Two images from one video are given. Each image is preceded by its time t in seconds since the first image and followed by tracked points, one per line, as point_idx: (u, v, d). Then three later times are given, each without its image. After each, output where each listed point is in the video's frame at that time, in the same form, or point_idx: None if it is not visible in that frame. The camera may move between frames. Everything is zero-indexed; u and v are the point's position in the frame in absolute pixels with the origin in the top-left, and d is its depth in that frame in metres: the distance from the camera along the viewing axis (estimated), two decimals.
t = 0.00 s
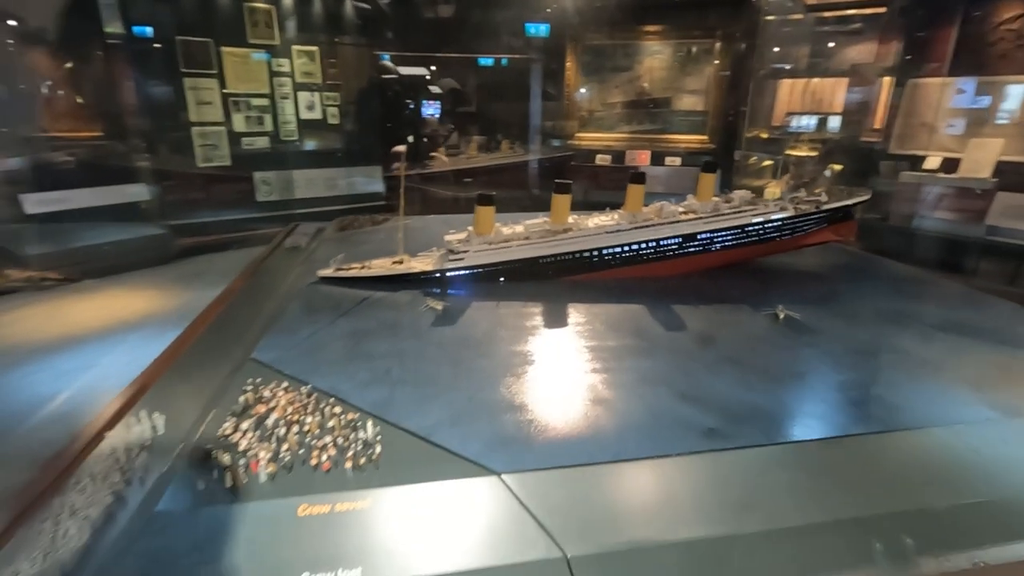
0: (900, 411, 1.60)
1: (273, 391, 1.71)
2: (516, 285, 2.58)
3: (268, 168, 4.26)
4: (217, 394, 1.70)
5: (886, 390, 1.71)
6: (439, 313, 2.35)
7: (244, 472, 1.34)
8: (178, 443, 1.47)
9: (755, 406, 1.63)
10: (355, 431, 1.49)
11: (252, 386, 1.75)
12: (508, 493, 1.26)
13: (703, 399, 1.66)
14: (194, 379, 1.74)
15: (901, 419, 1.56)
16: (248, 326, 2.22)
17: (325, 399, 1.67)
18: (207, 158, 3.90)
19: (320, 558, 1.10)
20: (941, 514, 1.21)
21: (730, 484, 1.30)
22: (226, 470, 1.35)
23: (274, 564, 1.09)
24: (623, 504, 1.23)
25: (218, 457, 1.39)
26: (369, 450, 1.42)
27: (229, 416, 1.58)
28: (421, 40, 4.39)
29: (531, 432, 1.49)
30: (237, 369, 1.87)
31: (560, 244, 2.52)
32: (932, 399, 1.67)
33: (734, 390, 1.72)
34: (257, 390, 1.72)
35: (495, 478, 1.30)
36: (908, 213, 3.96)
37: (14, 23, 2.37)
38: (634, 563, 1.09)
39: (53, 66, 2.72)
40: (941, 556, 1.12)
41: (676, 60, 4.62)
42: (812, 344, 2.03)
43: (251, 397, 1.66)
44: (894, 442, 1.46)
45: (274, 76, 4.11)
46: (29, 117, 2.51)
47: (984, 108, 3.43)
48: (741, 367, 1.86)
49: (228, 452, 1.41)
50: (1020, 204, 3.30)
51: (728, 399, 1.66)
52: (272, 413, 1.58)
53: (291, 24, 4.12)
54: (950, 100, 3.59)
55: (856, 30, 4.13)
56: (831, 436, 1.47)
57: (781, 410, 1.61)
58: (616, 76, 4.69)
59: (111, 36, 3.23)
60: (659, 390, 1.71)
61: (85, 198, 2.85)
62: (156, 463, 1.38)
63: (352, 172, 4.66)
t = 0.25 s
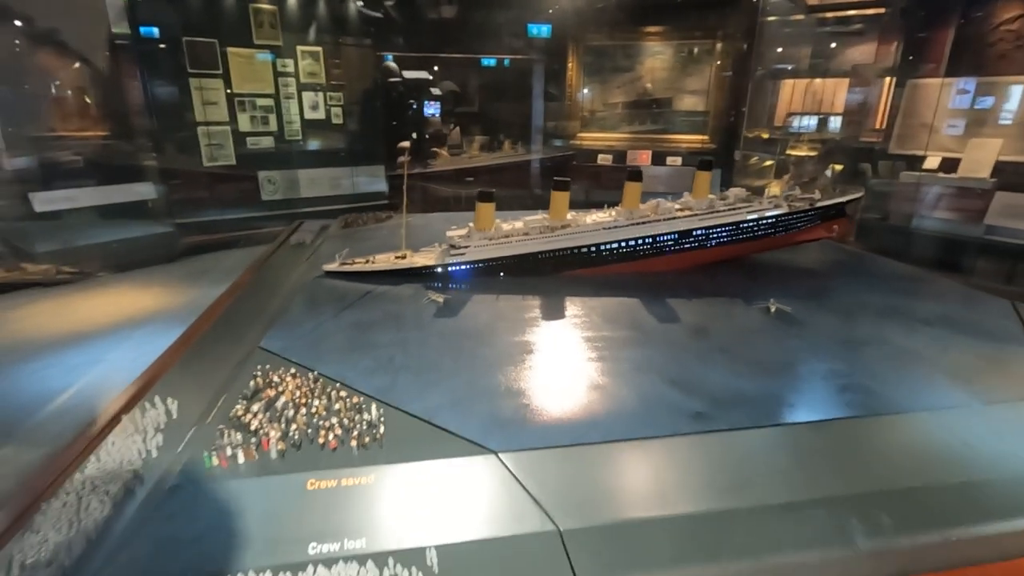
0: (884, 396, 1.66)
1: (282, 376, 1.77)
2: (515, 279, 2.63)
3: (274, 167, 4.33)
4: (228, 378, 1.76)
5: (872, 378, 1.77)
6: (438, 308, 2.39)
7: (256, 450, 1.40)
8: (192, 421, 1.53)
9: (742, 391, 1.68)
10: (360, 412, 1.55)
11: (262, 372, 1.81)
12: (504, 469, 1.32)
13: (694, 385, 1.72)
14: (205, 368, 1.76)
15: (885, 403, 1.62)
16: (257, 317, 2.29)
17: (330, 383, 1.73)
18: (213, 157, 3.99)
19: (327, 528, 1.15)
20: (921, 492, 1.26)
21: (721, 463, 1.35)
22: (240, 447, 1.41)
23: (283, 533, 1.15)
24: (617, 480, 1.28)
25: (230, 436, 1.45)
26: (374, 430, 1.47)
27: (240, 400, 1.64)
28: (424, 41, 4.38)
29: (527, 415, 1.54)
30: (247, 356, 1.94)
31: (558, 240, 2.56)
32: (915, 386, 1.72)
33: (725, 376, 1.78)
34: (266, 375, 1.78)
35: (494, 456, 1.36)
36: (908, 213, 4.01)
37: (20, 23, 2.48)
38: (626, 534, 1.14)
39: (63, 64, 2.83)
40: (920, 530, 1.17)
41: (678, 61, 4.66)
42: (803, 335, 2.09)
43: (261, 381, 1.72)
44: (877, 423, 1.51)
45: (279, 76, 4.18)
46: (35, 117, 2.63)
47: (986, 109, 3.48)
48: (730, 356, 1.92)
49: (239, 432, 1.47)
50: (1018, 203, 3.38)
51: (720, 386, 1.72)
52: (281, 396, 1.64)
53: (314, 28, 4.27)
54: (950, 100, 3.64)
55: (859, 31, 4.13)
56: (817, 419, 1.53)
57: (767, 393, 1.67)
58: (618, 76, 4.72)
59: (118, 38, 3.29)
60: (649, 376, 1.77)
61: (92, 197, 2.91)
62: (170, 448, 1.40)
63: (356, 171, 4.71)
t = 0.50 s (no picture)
0: (870, 386, 1.71)
1: (288, 368, 1.81)
2: (514, 277, 2.68)
3: (275, 168, 4.38)
4: (235, 371, 1.80)
5: (858, 370, 1.82)
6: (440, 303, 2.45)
7: (265, 435, 1.44)
8: (202, 412, 1.56)
9: (731, 381, 1.74)
10: (364, 401, 1.60)
11: (269, 364, 1.85)
12: (501, 453, 1.37)
13: (686, 377, 1.78)
14: (210, 360, 1.89)
15: (871, 392, 1.67)
16: (262, 313, 2.34)
17: (334, 375, 1.78)
18: (216, 158, 4.03)
19: (332, 510, 1.20)
20: (902, 476, 1.31)
21: (713, 449, 1.40)
22: (249, 433, 1.45)
23: (291, 513, 1.20)
24: (610, 464, 1.33)
25: (240, 423, 1.49)
26: (377, 417, 1.52)
27: (249, 390, 1.67)
28: (425, 42, 4.33)
29: (523, 403, 1.60)
30: (253, 349, 1.98)
31: (556, 239, 2.62)
32: (898, 378, 1.77)
33: (715, 368, 1.83)
34: (272, 367, 1.82)
35: (491, 443, 1.41)
36: (906, 212, 4.10)
37: (24, 26, 2.46)
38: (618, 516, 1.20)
39: (67, 67, 2.80)
40: (898, 515, 1.22)
41: (677, 62, 4.67)
42: (794, 330, 2.14)
43: (268, 372, 1.76)
44: (863, 411, 1.56)
45: (281, 78, 4.24)
46: (38, 119, 2.61)
47: (985, 109, 3.52)
48: (720, 349, 1.98)
49: (249, 418, 1.51)
50: (1015, 203, 3.42)
51: (712, 378, 1.76)
52: (287, 386, 1.69)
53: (326, 32, 4.34)
54: (949, 101, 3.70)
55: (858, 32, 4.18)
56: (804, 408, 1.58)
57: (755, 384, 1.73)
58: (618, 77, 4.70)
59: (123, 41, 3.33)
60: (642, 368, 1.82)
61: (98, 199, 2.97)
62: (181, 433, 1.47)
63: (358, 171, 4.76)
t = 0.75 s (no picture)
0: (858, 380, 1.76)
1: (293, 360, 1.86)
2: (513, 275, 2.72)
3: (276, 168, 4.41)
4: (241, 364, 1.86)
5: (849, 365, 1.87)
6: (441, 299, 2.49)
7: (271, 424, 1.49)
8: (210, 402, 1.62)
9: (722, 375, 1.79)
10: (367, 392, 1.65)
11: (275, 356, 1.90)
12: (499, 442, 1.42)
13: (679, 371, 1.83)
14: (215, 354, 1.94)
15: (859, 386, 1.72)
16: (266, 308, 2.40)
17: (339, 367, 1.83)
18: (218, 158, 4.06)
19: (336, 495, 1.23)
20: (889, 464, 1.35)
21: (706, 440, 1.44)
22: (256, 421, 1.50)
23: (299, 499, 1.23)
24: (607, 455, 1.37)
25: (247, 412, 1.54)
26: (379, 407, 1.57)
27: (256, 380, 1.73)
28: (426, 44, 4.33)
29: (521, 395, 1.65)
30: (259, 342, 2.03)
31: (554, 237, 2.66)
32: (886, 373, 1.82)
33: (707, 362, 1.89)
34: (278, 359, 1.87)
35: (490, 431, 1.46)
36: (903, 212, 4.16)
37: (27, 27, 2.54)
38: (613, 501, 1.23)
39: (72, 66, 2.86)
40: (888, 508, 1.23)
41: (677, 64, 4.69)
42: (787, 327, 2.19)
43: (275, 364, 1.81)
44: (851, 403, 1.61)
45: (283, 79, 4.25)
46: (44, 119, 2.70)
47: (984, 110, 3.54)
48: (713, 345, 2.03)
49: (255, 408, 1.56)
50: (1012, 203, 3.43)
51: (704, 371, 1.83)
52: (293, 377, 1.73)
53: (332, 36, 4.34)
54: (947, 101, 3.72)
55: (857, 33, 4.25)
56: (793, 400, 1.63)
57: (745, 377, 1.78)
58: (618, 78, 4.73)
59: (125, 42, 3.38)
60: (637, 362, 1.88)
61: (103, 196, 3.05)
62: (190, 423, 1.52)
63: (359, 172, 4.79)
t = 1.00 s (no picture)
0: (851, 374, 1.81)
1: (299, 353, 1.91)
2: (514, 272, 2.75)
3: (277, 169, 4.41)
4: (248, 358, 1.92)
5: (842, 361, 1.91)
6: (444, 295, 2.52)
7: (279, 414, 1.55)
8: (220, 394, 1.68)
9: (716, 370, 1.85)
10: (372, 383, 1.70)
11: (282, 349, 1.96)
12: (501, 432, 1.46)
13: (675, 365, 1.88)
14: (222, 350, 2.00)
15: (850, 380, 1.77)
16: (272, 304, 2.46)
17: (344, 360, 1.87)
18: (220, 159, 4.07)
19: (344, 482, 1.27)
20: (880, 453, 1.39)
21: (701, 431, 1.48)
22: (265, 410, 1.56)
23: (307, 485, 1.27)
24: (605, 446, 1.41)
25: (256, 402, 1.59)
26: (384, 399, 1.62)
27: (264, 372, 1.79)
28: (427, 45, 4.31)
29: (522, 387, 1.70)
30: (266, 337, 2.09)
31: (554, 235, 2.69)
32: (878, 367, 1.87)
33: (702, 356, 1.94)
34: (285, 352, 1.93)
35: (492, 422, 1.51)
36: (902, 212, 4.18)
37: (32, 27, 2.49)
38: (610, 490, 1.26)
39: (76, 67, 2.83)
40: (875, 498, 1.25)
41: (677, 65, 4.71)
42: (783, 324, 2.23)
43: (282, 357, 1.87)
44: (842, 397, 1.66)
45: (285, 79, 4.29)
46: (47, 120, 2.59)
47: (984, 111, 3.57)
48: (708, 340, 2.08)
49: (263, 399, 1.62)
50: (1009, 204, 3.50)
51: (700, 365, 1.89)
52: (300, 369, 1.78)
53: (340, 38, 4.39)
54: (946, 102, 3.75)
55: (856, 34, 4.28)
56: (785, 394, 1.68)
57: (738, 371, 1.84)
58: (619, 79, 4.73)
59: (128, 44, 3.35)
60: (635, 357, 1.92)
61: (104, 197, 3.03)
62: (199, 415, 1.58)
63: (360, 172, 4.83)
